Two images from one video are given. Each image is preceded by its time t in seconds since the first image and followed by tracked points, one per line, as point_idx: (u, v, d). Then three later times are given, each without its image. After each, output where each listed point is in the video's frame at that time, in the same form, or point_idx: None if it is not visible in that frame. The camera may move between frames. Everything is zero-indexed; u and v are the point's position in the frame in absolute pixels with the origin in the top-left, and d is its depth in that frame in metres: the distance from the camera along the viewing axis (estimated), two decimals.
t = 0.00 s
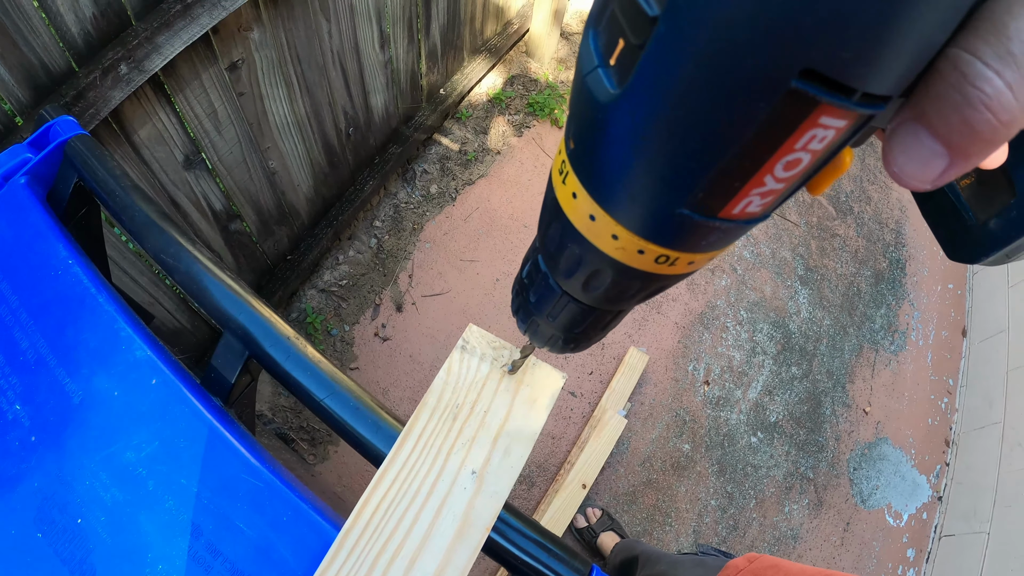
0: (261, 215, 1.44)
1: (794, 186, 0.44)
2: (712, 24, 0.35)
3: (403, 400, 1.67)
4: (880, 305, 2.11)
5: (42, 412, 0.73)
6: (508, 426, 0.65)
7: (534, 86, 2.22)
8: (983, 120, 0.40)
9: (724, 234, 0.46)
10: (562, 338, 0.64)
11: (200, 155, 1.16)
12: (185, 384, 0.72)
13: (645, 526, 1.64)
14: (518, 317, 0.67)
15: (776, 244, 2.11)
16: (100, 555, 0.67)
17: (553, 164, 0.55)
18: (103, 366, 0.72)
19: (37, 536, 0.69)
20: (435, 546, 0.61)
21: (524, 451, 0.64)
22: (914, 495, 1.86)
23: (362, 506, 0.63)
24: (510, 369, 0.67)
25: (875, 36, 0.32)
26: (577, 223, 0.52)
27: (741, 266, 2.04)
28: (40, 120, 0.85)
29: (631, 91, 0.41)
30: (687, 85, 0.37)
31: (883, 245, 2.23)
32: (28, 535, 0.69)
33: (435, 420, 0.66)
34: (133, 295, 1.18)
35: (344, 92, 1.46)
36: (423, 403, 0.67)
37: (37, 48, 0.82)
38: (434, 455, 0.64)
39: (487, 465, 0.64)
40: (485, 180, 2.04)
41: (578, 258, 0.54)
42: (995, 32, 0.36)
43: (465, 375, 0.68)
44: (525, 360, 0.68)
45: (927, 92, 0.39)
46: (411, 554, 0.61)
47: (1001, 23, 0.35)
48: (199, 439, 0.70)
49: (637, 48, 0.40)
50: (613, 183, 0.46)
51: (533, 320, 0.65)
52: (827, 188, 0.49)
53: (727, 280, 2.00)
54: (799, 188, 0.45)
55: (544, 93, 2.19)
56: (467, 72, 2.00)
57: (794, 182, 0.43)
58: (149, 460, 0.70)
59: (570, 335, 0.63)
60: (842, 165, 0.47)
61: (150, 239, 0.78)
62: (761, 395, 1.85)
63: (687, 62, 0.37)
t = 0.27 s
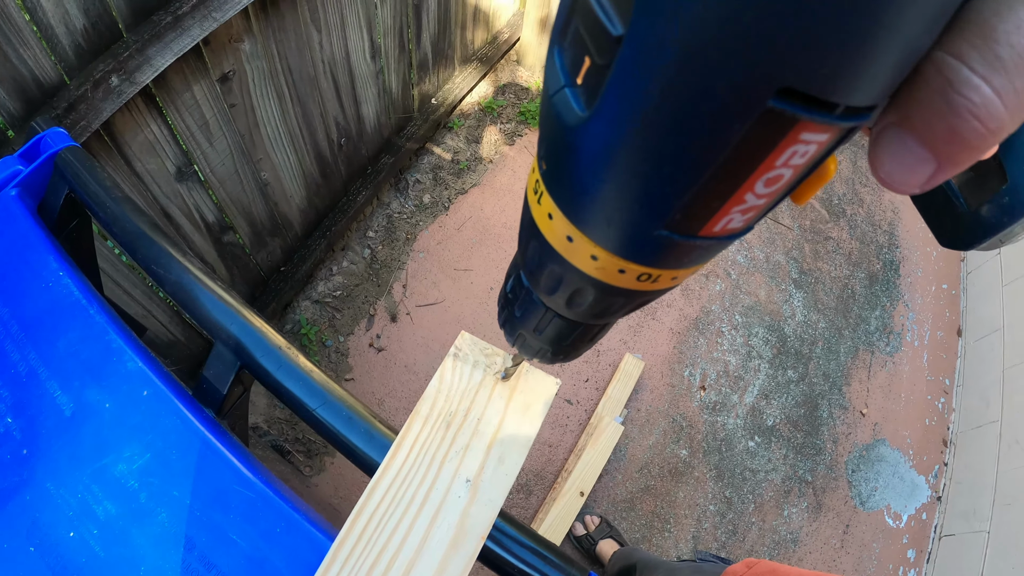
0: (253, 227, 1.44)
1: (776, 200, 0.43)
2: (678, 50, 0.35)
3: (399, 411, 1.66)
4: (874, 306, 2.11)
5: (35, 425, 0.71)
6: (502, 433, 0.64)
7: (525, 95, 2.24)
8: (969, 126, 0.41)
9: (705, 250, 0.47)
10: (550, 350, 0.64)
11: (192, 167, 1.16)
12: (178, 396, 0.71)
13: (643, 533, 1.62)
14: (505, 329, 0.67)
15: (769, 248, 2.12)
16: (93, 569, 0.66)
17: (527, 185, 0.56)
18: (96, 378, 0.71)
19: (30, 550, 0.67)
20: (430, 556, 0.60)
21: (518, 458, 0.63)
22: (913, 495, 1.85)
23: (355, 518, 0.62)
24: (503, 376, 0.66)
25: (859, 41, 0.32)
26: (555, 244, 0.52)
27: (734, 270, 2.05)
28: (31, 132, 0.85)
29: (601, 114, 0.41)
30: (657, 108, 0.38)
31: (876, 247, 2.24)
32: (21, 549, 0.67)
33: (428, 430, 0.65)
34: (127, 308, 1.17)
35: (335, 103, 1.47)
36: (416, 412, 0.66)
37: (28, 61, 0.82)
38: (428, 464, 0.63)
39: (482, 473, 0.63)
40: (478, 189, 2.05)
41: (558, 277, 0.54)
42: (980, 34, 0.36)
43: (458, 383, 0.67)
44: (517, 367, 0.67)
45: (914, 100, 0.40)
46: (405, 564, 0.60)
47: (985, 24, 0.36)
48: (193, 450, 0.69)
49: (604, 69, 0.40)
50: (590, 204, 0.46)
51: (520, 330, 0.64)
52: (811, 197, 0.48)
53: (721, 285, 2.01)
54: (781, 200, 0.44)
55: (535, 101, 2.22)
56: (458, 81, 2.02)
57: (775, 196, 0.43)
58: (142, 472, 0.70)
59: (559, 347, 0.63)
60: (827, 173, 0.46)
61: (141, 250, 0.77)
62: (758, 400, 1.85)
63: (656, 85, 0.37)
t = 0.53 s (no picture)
0: (248, 236, 1.45)
1: (757, 182, 0.44)
2: (656, 37, 0.35)
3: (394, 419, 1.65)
4: (869, 307, 2.12)
5: (29, 427, 0.71)
6: (494, 429, 0.64)
7: (517, 103, 2.27)
8: (945, 110, 0.39)
9: (690, 235, 0.47)
10: (540, 341, 0.64)
11: (186, 177, 1.17)
12: (174, 399, 0.71)
13: (642, 538, 1.60)
14: (495, 324, 0.68)
15: (763, 252, 2.13)
16: (89, 570, 0.66)
17: (517, 174, 0.56)
18: (91, 382, 0.71)
19: (26, 552, 0.67)
20: (423, 553, 0.60)
21: (511, 453, 0.63)
22: (912, 495, 1.84)
23: (347, 518, 0.61)
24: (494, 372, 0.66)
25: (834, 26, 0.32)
26: (544, 231, 0.52)
27: (728, 274, 2.05)
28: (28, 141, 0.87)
29: (585, 102, 0.42)
30: (637, 96, 0.38)
31: (869, 248, 2.26)
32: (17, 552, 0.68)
33: (421, 427, 0.65)
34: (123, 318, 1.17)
35: (328, 113, 1.49)
36: (409, 409, 0.66)
37: (24, 71, 0.83)
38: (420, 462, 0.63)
39: (474, 470, 0.63)
40: (471, 197, 2.07)
41: (547, 265, 0.55)
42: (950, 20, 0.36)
43: (450, 381, 0.67)
44: (508, 363, 0.67)
45: (887, 83, 0.39)
46: (398, 561, 0.59)
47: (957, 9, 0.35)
48: (188, 451, 0.69)
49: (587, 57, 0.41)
50: (577, 191, 0.47)
51: (511, 325, 0.65)
52: (790, 181, 0.49)
53: (715, 289, 2.02)
54: (761, 183, 0.44)
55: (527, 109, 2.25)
56: (450, 90, 2.05)
57: (756, 178, 0.43)
58: (137, 473, 0.69)
59: (548, 338, 0.64)
60: (804, 157, 0.47)
61: (137, 255, 0.77)
62: (754, 402, 1.84)
63: (635, 72, 0.37)
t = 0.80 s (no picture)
0: (245, 232, 1.45)
1: (758, 170, 0.44)
2: (660, 16, 0.35)
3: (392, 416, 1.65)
4: (867, 306, 2.12)
5: (23, 422, 0.71)
6: (488, 424, 0.64)
7: (517, 100, 2.27)
8: (944, 102, 0.40)
9: (690, 222, 0.47)
10: (536, 332, 0.64)
11: (184, 173, 1.17)
12: (167, 393, 0.70)
13: (639, 535, 1.60)
14: (491, 314, 0.68)
15: (761, 250, 2.13)
16: (83, 564, 0.66)
17: (519, 160, 0.56)
18: (85, 374, 0.71)
19: (19, 546, 0.67)
20: (415, 548, 0.59)
21: (503, 449, 0.63)
22: (910, 494, 1.84)
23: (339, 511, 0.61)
24: (489, 366, 0.66)
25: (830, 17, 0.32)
26: (543, 216, 0.52)
27: (727, 272, 2.05)
28: (24, 136, 0.86)
29: (588, 83, 0.42)
30: (641, 77, 0.38)
31: (868, 247, 2.25)
32: (10, 546, 0.67)
33: (414, 420, 0.65)
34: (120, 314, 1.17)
35: (326, 109, 1.48)
36: (402, 403, 0.65)
37: (20, 67, 0.83)
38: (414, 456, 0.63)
39: (467, 464, 0.63)
40: (470, 194, 2.07)
41: (545, 253, 0.55)
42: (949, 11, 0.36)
43: (444, 375, 0.67)
44: (503, 357, 0.67)
45: (888, 75, 0.40)
46: (391, 557, 0.59)
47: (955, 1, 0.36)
48: (181, 446, 0.69)
49: (591, 39, 0.41)
50: (578, 174, 0.46)
51: (507, 314, 0.65)
52: (791, 171, 0.49)
53: (714, 286, 2.01)
54: (762, 171, 0.44)
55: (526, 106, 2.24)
56: (448, 87, 2.04)
57: (756, 166, 0.43)
58: (130, 468, 0.69)
59: (544, 329, 0.64)
60: (805, 147, 0.47)
61: (131, 249, 0.77)
62: (752, 400, 1.84)
63: (638, 52, 0.37)
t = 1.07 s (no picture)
0: (244, 227, 1.45)
1: (732, 150, 0.44)
2: None
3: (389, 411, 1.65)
4: (866, 305, 2.12)
5: (21, 410, 0.71)
6: (479, 415, 0.64)
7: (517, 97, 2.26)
8: (914, 66, 0.41)
9: (667, 204, 0.47)
10: (524, 320, 0.64)
11: (183, 167, 1.17)
12: (161, 382, 0.70)
13: (635, 532, 1.60)
14: (480, 303, 0.68)
15: (760, 248, 2.12)
16: (77, 551, 0.66)
17: (501, 147, 0.56)
18: (81, 363, 0.71)
19: (14, 533, 0.67)
20: (406, 537, 0.60)
21: (494, 441, 0.63)
22: (906, 493, 1.84)
23: (330, 501, 0.61)
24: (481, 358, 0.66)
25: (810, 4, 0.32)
26: (524, 200, 0.52)
27: (725, 270, 2.05)
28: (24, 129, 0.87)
29: (562, 64, 0.42)
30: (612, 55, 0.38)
31: (867, 246, 2.25)
32: (6, 533, 0.67)
33: (406, 410, 0.65)
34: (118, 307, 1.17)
35: (326, 104, 1.48)
36: (394, 393, 0.66)
37: (21, 60, 0.83)
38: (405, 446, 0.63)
39: (459, 454, 0.63)
40: (469, 191, 2.07)
41: (528, 238, 0.54)
42: None
43: (436, 366, 0.67)
44: (495, 349, 0.67)
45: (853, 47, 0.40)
46: (381, 545, 0.59)
47: None
48: (175, 436, 0.68)
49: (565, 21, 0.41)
50: (556, 158, 0.46)
51: (495, 302, 0.65)
52: (768, 152, 0.48)
53: (712, 284, 2.01)
54: (737, 151, 0.45)
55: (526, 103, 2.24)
56: (449, 84, 2.04)
57: (730, 146, 0.43)
58: (125, 456, 0.69)
59: (531, 317, 0.63)
60: (781, 128, 0.46)
61: (128, 240, 0.77)
62: (749, 398, 1.84)
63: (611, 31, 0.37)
